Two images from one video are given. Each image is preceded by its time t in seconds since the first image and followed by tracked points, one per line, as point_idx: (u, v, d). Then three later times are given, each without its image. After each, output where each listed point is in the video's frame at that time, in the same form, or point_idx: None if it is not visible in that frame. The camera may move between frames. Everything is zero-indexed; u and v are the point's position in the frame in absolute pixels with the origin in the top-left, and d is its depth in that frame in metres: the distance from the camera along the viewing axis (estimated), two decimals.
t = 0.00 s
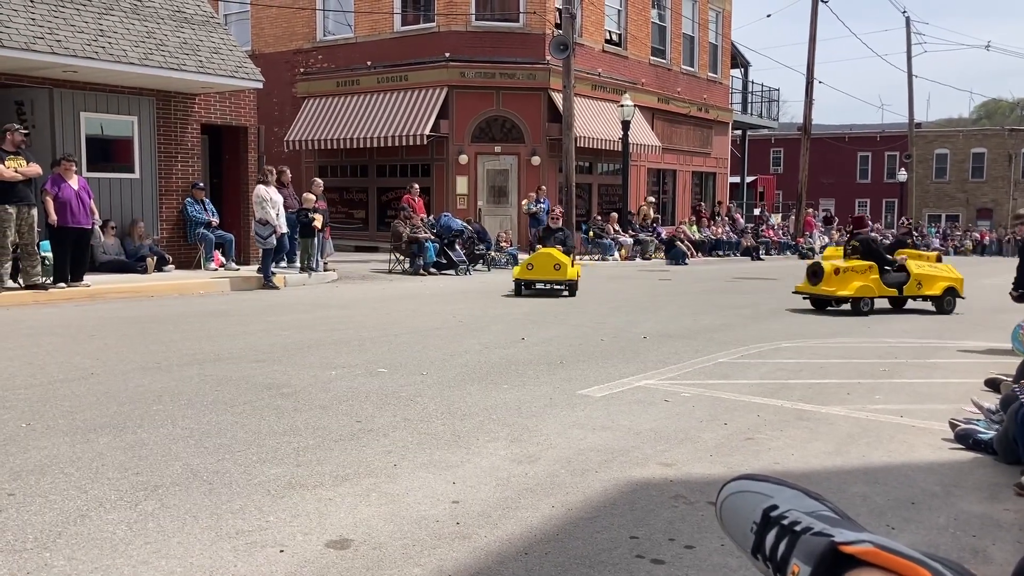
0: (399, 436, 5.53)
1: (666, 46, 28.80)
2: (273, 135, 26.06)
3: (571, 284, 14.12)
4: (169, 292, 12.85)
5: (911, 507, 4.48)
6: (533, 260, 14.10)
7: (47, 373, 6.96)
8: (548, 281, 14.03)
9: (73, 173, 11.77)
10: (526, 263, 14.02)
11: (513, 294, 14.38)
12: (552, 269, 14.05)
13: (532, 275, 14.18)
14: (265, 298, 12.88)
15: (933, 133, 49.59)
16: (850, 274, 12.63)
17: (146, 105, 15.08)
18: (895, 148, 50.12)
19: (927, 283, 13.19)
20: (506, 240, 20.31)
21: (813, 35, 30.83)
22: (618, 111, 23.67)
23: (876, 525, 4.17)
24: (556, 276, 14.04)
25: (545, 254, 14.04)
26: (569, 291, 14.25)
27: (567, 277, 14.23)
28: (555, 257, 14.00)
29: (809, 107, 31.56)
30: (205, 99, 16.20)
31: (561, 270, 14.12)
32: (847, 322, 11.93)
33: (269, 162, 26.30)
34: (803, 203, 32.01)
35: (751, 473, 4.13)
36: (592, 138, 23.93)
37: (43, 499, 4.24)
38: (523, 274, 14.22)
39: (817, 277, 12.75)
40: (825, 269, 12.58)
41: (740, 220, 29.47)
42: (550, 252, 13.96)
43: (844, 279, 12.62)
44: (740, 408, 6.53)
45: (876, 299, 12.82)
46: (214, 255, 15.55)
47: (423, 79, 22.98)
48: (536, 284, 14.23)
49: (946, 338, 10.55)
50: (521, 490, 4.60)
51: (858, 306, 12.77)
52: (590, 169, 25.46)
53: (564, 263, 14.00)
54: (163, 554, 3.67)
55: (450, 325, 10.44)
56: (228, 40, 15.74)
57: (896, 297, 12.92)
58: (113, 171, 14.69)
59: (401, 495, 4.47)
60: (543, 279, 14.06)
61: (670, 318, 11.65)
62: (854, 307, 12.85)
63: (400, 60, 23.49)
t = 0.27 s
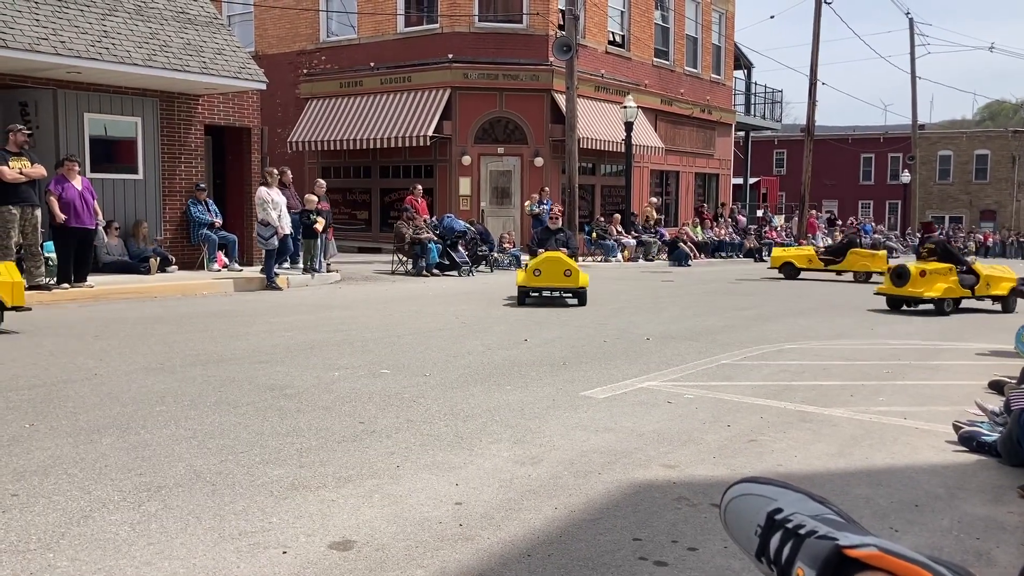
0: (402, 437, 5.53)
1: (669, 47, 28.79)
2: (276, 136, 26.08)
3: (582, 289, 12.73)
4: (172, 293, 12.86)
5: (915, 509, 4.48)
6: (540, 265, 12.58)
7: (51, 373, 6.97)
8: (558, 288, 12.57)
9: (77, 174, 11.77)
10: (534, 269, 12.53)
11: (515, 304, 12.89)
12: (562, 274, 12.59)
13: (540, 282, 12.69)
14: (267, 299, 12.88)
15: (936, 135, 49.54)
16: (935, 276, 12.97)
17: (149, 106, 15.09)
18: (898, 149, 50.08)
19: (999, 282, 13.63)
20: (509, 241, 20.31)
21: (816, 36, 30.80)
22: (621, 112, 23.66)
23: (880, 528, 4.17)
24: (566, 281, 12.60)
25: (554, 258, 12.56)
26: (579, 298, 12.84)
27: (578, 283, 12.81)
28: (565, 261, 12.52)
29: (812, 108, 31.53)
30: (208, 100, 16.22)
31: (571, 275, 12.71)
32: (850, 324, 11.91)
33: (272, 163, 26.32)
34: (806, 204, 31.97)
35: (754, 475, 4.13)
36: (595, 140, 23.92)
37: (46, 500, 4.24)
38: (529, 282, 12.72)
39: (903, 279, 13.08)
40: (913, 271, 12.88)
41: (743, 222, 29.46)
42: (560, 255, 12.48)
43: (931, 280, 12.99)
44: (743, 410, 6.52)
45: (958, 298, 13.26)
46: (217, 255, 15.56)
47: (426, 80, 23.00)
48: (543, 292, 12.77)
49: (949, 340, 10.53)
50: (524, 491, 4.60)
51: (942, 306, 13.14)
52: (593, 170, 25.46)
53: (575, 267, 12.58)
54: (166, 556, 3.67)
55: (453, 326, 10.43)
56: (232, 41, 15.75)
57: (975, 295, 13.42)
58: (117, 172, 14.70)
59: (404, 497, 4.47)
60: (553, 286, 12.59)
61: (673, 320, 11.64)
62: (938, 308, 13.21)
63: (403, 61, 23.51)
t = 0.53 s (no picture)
0: (404, 438, 5.53)
1: (671, 48, 28.80)
2: (278, 137, 26.10)
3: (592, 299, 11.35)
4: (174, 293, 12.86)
5: (917, 511, 4.47)
6: (543, 272, 11.18)
7: (53, 373, 6.98)
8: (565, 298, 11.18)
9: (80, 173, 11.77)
10: (537, 276, 11.08)
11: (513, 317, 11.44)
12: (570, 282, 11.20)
13: (543, 291, 11.24)
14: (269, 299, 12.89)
15: (939, 136, 49.51)
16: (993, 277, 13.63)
17: (152, 106, 15.11)
18: (901, 150, 50.04)
19: None
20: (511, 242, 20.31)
21: (819, 37, 30.79)
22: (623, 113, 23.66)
23: (882, 529, 4.17)
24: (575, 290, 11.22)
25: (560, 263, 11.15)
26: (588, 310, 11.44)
27: (585, 293, 11.46)
28: (574, 267, 11.15)
29: (815, 109, 31.52)
30: (210, 101, 16.24)
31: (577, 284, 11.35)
32: (853, 325, 11.90)
33: (274, 164, 26.34)
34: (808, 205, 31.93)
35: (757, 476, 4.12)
36: (597, 141, 23.91)
37: (48, 500, 4.25)
38: (531, 291, 11.27)
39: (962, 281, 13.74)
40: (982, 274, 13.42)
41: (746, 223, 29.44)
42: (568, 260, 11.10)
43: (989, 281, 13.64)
44: (745, 411, 6.51)
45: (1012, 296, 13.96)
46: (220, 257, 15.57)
47: (429, 81, 23.02)
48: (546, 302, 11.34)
49: (952, 341, 10.52)
50: (525, 493, 4.59)
51: (997, 305, 13.87)
52: (595, 171, 25.46)
53: (585, 274, 11.20)
54: (168, 556, 3.67)
55: (455, 327, 10.43)
56: (235, 41, 15.77)
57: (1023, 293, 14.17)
58: (119, 172, 14.72)
59: (406, 497, 4.47)
60: (559, 295, 11.16)
61: (675, 321, 11.63)
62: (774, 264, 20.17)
63: (405, 62, 23.52)
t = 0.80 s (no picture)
0: (405, 438, 5.53)
1: (673, 49, 28.81)
2: (280, 138, 26.12)
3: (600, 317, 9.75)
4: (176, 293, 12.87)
5: (918, 512, 4.47)
6: (540, 282, 9.70)
7: (55, 373, 6.99)
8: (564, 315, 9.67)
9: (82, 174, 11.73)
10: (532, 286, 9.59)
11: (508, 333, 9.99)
12: (571, 296, 9.65)
13: (540, 305, 9.76)
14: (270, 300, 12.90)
15: (941, 137, 49.50)
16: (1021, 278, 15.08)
17: (154, 106, 15.13)
18: (903, 151, 50.03)
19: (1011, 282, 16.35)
20: (513, 242, 20.33)
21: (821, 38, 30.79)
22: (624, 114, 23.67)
23: (884, 530, 4.17)
24: (576, 307, 9.65)
25: (560, 274, 9.65)
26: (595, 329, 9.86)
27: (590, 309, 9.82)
28: (575, 278, 9.63)
29: (816, 110, 31.52)
30: (212, 101, 16.24)
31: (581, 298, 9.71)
32: (854, 326, 11.90)
33: (275, 164, 26.35)
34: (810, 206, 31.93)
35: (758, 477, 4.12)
36: (598, 141, 23.91)
37: (49, 500, 4.25)
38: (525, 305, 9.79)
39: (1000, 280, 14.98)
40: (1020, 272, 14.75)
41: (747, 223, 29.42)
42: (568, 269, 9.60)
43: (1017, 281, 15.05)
44: (746, 412, 6.51)
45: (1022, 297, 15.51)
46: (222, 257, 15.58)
47: (431, 81, 23.03)
48: (543, 319, 9.83)
49: (953, 342, 10.51)
50: (526, 493, 4.59)
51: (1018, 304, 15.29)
52: (596, 172, 25.47)
53: (589, 288, 9.64)
54: (169, 556, 3.67)
55: (457, 327, 10.44)
56: (236, 42, 15.79)
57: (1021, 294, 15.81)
58: (121, 172, 14.74)
59: (407, 497, 4.47)
60: (557, 312, 9.67)
61: (677, 322, 11.62)
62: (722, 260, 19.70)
63: (407, 63, 23.53)
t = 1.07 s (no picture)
0: (406, 439, 5.53)
1: (674, 49, 28.80)
2: (281, 138, 26.12)
3: (596, 343, 8.05)
4: (176, 293, 12.87)
5: (919, 513, 4.47)
6: (524, 298, 8.04)
7: (55, 373, 6.99)
8: (552, 340, 7.99)
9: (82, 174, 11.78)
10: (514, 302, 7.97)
11: (486, 360, 8.31)
12: (560, 316, 7.98)
13: (521, 328, 8.08)
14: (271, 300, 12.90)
15: (942, 138, 49.49)
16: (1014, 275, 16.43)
17: (155, 107, 15.14)
18: (904, 152, 50.00)
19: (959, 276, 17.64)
20: (513, 243, 20.35)
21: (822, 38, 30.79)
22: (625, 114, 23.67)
23: (884, 531, 4.17)
24: (565, 330, 7.99)
25: (547, 291, 8.06)
26: (591, 356, 8.13)
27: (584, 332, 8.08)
28: (563, 297, 8.00)
29: (817, 110, 31.51)
30: (213, 101, 16.26)
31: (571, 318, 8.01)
32: (855, 326, 11.89)
33: (276, 164, 26.35)
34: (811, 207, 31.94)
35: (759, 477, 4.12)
36: (599, 142, 23.92)
37: (50, 499, 4.25)
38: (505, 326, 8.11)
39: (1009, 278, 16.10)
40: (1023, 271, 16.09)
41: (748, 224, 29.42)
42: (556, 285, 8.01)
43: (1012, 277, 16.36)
44: (746, 412, 6.51)
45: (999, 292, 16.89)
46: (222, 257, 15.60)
47: (432, 82, 23.04)
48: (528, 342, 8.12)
49: (954, 343, 10.50)
50: (527, 494, 4.59)
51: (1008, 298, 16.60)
52: (597, 172, 25.46)
53: (582, 307, 7.97)
54: (170, 556, 3.67)
55: (457, 328, 10.44)
56: (237, 42, 15.80)
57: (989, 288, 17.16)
58: (122, 172, 14.75)
59: (408, 498, 4.47)
60: (543, 336, 8.01)
61: (678, 322, 11.62)
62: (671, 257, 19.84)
63: (408, 63, 23.54)
